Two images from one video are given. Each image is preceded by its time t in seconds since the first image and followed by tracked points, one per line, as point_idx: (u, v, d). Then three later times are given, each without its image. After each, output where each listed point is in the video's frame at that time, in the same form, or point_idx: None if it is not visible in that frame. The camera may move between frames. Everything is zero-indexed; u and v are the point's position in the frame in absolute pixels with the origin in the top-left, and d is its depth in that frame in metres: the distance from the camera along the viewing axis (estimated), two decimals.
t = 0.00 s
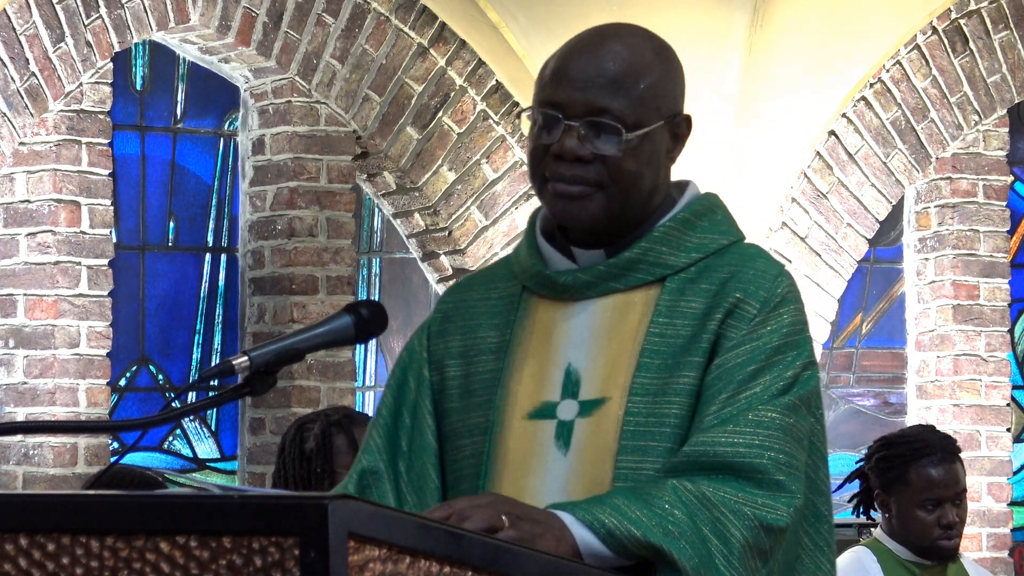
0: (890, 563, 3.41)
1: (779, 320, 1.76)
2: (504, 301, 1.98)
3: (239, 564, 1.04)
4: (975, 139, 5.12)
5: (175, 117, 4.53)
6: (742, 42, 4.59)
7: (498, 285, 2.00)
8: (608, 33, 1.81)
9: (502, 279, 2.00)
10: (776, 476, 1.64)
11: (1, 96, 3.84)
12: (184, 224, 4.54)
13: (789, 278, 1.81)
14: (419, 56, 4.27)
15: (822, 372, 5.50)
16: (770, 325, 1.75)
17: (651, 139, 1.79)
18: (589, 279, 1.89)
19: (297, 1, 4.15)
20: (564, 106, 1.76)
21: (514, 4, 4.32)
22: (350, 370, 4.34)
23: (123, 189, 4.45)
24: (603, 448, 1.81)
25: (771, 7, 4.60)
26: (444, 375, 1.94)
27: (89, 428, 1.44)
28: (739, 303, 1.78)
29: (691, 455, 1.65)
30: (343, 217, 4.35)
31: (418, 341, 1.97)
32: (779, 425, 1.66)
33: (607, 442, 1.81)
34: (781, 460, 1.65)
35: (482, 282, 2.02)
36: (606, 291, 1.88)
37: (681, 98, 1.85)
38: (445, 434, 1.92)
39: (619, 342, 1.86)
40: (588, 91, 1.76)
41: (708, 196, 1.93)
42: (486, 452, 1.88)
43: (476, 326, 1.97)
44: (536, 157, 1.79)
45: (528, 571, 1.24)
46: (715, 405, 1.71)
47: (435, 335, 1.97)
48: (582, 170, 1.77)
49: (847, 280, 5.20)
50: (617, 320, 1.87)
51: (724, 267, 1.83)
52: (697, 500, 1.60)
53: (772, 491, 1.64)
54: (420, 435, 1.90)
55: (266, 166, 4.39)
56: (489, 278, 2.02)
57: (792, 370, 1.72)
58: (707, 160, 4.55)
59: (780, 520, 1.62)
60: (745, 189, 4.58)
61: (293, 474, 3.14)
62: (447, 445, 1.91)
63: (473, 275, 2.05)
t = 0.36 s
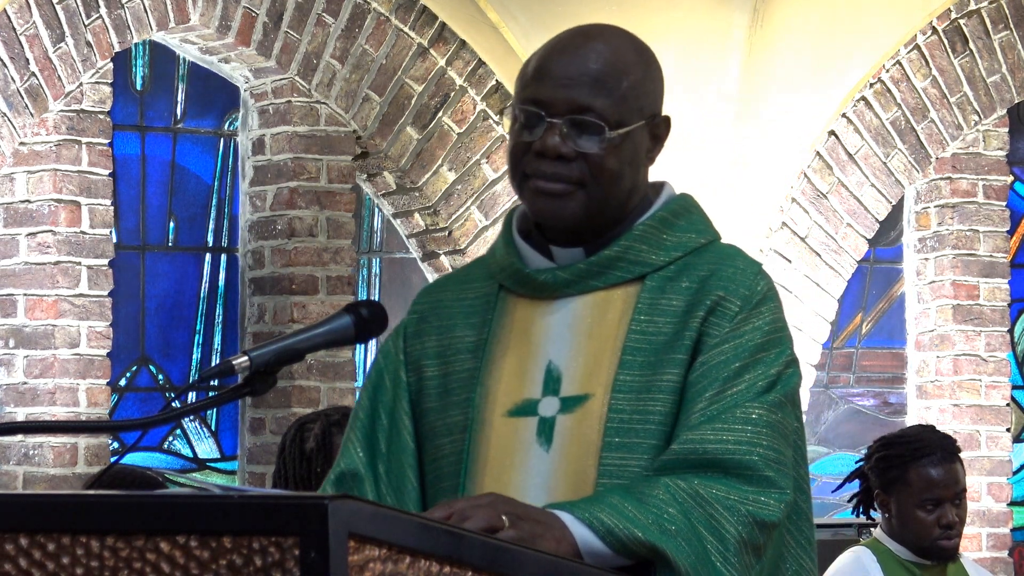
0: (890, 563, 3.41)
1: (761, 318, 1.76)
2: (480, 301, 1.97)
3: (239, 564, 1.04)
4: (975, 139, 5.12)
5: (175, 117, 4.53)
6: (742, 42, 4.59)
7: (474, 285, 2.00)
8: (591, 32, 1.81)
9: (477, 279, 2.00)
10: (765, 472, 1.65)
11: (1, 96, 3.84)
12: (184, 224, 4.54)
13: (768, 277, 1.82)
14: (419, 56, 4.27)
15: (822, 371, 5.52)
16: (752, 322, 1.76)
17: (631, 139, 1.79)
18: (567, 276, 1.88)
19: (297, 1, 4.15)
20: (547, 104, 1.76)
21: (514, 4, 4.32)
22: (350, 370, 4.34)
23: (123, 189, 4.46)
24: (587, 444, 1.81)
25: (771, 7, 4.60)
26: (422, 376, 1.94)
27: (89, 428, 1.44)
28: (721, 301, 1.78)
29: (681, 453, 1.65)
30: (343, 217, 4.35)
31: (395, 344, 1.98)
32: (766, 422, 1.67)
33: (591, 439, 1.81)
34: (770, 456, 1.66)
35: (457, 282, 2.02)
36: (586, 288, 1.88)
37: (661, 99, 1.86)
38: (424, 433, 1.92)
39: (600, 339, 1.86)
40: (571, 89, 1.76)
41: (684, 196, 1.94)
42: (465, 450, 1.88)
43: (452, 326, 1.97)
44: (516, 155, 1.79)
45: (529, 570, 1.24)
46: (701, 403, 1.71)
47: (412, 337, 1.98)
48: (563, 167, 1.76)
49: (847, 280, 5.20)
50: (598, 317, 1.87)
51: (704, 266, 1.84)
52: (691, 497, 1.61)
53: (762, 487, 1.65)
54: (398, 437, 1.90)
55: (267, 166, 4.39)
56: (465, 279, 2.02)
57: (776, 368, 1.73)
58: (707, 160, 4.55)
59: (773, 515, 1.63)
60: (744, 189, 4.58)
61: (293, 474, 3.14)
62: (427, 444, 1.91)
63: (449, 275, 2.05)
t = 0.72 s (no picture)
0: (889, 563, 3.41)
1: (750, 316, 1.77)
2: (466, 302, 1.97)
3: (239, 564, 1.04)
4: (975, 139, 5.12)
5: (175, 117, 4.53)
6: (742, 43, 4.58)
7: (460, 285, 1.99)
8: (576, 33, 1.81)
9: (462, 279, 2.00)
10: (760, 469, 1.65)
11: (1, 96, 3.84)
12: (184, 224, 4.54)
13: (755, 274, 1.83)
14: (419, 56, 4.27)
15: (822, 371, 5.51)
16: (742, 320, 1.76)
17: (618, 139, 1.79)
18: (555, 276, 1.88)
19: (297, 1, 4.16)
20: (534, 104, 1.76)
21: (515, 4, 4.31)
22: (350, 370, 4.34)
23: (123, 189, 4.47)
24: (578, 443, 1.81)
25: (770, 7, 4.60)
26: (409, 377, 1.94)
27: (88, 428, 1.43)
28: (711, 299, 1.78)
29: (676, 452, 1.66)
30: (343, 217, 4.36)
31: (380, 345, 1.98)
32: (759, 419, 1.68)
33: (582, 438, 1.81)
34: (764, 453, 1.66)
35: (443, 283, 2.02)
36: (573, 288, 1.88)
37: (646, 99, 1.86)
38: (412, 435, 1.92)
39: (589, 338, 1.86)
40: (558, 90, 1.76)
41: (669, 194, 1.94)
42: (455, 450, 1.88)
43: (439, 326, 1.97)
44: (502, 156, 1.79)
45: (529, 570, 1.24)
46: (694, 400, 1.71)
47: (398, 338, 1.98)
48: (550, 167, 1.76)
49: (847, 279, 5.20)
50: (587, 315, 1.87)
51: (692, 264, 1.84)
52: (688, 495, 1.61)
53: (757, 484, 1.66)
54: (387, 439, 1.90)
55: (267, 166, 4.40)
56: (451, 278, 2.02)
57: (766, 365, 1.73)
58: (707, 160, 4.55)
59: (768, 512, 1.64)
60: (744, 188, 4.59)
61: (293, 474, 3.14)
62: (416, 446, 1.91)
63: (434, 275, 2.05)
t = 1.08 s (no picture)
0: (889, 563, 3.40)
1: (742, 314, 1.77)
2: (457, 302, 1.97)
3: (239, 564, 1.04)
4: (975, 139, 5.12)
5: (175, 117, 4.53)
6: (742, 43, 4.58)
7: (450, 285, 1.99)
8: (567, 33, 1.81)
9: (453, 279, 2.00)
10: (757, 468, 1.65)
11: (1, 96, 3.84)
12: (184, 224, 4.54)
13: (748, 272, 1.83)
14: (419, 56, 4.27)
15: (822, 372, 5.51)
16: (735, 318, 1.77)
17: (609, 139, 1.79)
18: (546, 275, 1.89)
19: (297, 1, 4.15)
20: (525, 104, 1.76)
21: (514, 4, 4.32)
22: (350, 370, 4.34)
23: (123, 189, 4.46)
24: (571, 441, 1.81)
25: (770, 8, 4.60)
26: (400, 378, 1.93)
27: (89, 429, 1.42)
28: (703, 298, 1.79)
29: (673, 452, 1.66)
30: (343, 217, 4.35)
31: (370, 346, 1.96)
32: (756, 418, 1.68)
33: (576, 436, 1.81)
34: (761, 452, 1.66)
35: (433, 283, 2.02)
36: (565, 287, 1.88)
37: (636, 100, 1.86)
38: (404, 435, 1.91)
39: (582, 336, 1.86)
40: (550, 90, 1.76)
41: (658, 192, 1.95)
42: (449, 451, 1.88)
43: (429, 326, 1.97)
44: (493, 157, 1.79)
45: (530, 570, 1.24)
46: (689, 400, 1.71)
47: (389, 338, 1.97)
48: (542, 168, 1.76)
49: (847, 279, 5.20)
50: (579, 314, 1.88)
51: (683, 263, 1.85)
52: (686, 495, 1.61)
53: (755, 483, 1.66)
54: (380, 441, 1.89)
55: (267, 166, 4.40)
56: (441, 279, 2.02)
57: (761, 363, 1.74)
58: (707, 160, 4.55)
59: (767, 511, 1.64)
60: (743, 189, 4.59)
61: (293, 474, 3.14)
62: (409, 447, 1.91)
63: (424, 275, 2.05)
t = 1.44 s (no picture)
0: (889, 563, 3.40)
1: (739, 314, 1.78)
2: (453, 305, 1.98)
3: (239, 565, 1.04)
4: (975, 139, 5.12)
5: (175, 117, 4.53)
6: (742, 43, 4.58)
7: (445, 289, 2.00)
8: (542, 44, 1.77)
9: (449, 282, 2.00)
10: (756, 468, 1.65)
11: (1, 96, 3.83)
12: (184, 224, 4.54)
13: (744, 272, 1.83)
14: (419, 56, 4.26)
15: (822, 372, 5.52)
16: (731, 318, 1.77)
17: (599, 147, 1.76)
18: (542, 278, 1.89)
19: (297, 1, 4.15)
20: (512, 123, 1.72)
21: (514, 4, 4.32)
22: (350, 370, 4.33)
23: (123, 189, 4.46)
24: (570, 444, 1.80)
25: (770, 8, 4.60)
26: (398, 382, 1.94)
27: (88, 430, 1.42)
28: (699, 299, 1.79)
29: (672, 453, 1.66)
30: (343, 217, 4.35)
31: (369, 351, 1.97)
32: (754, 417, 1.68)
33: (574, 438, 1.80)
34: (760, 452, 1.66)
35: (428, 286, 2.02)
36: (561, 289, 1.88)
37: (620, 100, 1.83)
38: (403, 440, 1.92)
39: (579, 338, 1.86)
40: (534, 105, 1.72)
41: (653, 192, 1.95)
42: (447, 456, 1.87)
43: (426, 330, 1.98)
44: (484, 178, 1.75)
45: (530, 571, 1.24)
46: (687, 401, 1.71)
47: (386, 343, 1.98)
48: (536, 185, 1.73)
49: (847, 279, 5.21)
50: (576, 316, 1.87)
51: (679, 263, 1.85)
52: (686, 495, 1.61)
53: (754, 483, 1.66)
54: (378, 444, 1.89)
55: (266, 166, 4.40)
56: (436, 282, 2.02)
57: (758, 362, 1.74)
58: (706, 161, 4.55)
59: (766, 510, 1.64)
60: (743, 189, 4.59)
61: (293, 473, 3.14)
62: (407, 451, 1.91)
63: (419, 278, 2.06)
